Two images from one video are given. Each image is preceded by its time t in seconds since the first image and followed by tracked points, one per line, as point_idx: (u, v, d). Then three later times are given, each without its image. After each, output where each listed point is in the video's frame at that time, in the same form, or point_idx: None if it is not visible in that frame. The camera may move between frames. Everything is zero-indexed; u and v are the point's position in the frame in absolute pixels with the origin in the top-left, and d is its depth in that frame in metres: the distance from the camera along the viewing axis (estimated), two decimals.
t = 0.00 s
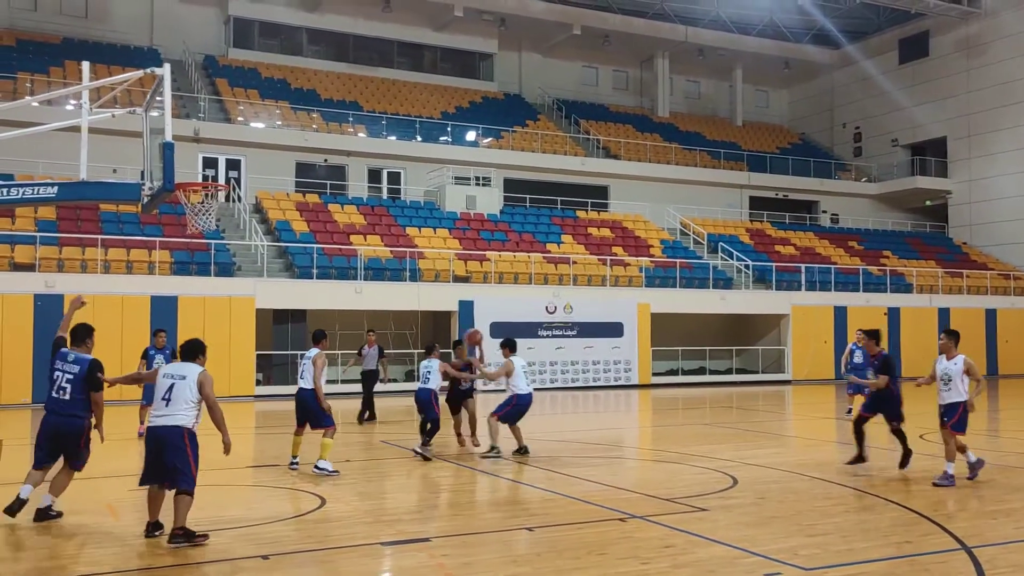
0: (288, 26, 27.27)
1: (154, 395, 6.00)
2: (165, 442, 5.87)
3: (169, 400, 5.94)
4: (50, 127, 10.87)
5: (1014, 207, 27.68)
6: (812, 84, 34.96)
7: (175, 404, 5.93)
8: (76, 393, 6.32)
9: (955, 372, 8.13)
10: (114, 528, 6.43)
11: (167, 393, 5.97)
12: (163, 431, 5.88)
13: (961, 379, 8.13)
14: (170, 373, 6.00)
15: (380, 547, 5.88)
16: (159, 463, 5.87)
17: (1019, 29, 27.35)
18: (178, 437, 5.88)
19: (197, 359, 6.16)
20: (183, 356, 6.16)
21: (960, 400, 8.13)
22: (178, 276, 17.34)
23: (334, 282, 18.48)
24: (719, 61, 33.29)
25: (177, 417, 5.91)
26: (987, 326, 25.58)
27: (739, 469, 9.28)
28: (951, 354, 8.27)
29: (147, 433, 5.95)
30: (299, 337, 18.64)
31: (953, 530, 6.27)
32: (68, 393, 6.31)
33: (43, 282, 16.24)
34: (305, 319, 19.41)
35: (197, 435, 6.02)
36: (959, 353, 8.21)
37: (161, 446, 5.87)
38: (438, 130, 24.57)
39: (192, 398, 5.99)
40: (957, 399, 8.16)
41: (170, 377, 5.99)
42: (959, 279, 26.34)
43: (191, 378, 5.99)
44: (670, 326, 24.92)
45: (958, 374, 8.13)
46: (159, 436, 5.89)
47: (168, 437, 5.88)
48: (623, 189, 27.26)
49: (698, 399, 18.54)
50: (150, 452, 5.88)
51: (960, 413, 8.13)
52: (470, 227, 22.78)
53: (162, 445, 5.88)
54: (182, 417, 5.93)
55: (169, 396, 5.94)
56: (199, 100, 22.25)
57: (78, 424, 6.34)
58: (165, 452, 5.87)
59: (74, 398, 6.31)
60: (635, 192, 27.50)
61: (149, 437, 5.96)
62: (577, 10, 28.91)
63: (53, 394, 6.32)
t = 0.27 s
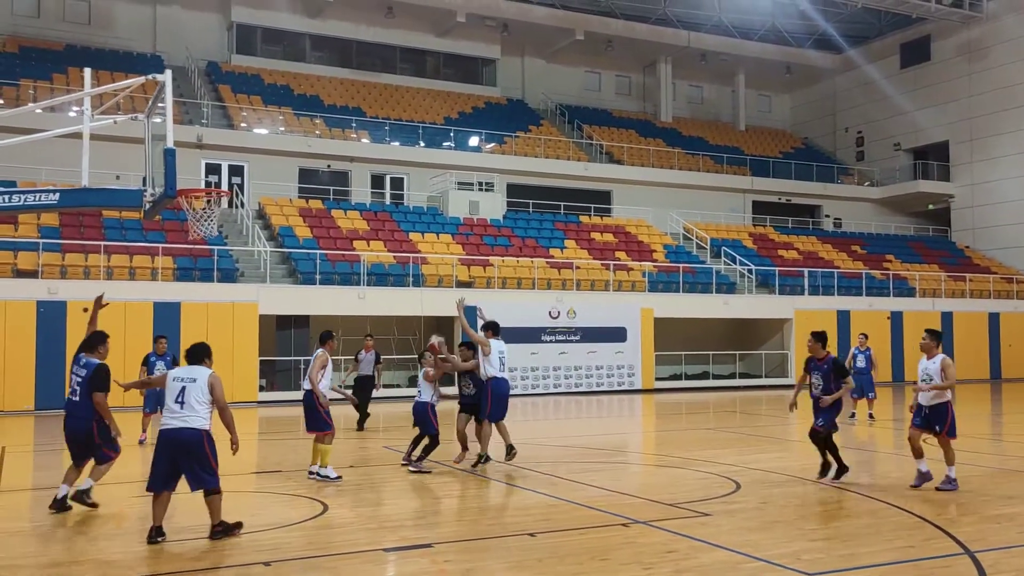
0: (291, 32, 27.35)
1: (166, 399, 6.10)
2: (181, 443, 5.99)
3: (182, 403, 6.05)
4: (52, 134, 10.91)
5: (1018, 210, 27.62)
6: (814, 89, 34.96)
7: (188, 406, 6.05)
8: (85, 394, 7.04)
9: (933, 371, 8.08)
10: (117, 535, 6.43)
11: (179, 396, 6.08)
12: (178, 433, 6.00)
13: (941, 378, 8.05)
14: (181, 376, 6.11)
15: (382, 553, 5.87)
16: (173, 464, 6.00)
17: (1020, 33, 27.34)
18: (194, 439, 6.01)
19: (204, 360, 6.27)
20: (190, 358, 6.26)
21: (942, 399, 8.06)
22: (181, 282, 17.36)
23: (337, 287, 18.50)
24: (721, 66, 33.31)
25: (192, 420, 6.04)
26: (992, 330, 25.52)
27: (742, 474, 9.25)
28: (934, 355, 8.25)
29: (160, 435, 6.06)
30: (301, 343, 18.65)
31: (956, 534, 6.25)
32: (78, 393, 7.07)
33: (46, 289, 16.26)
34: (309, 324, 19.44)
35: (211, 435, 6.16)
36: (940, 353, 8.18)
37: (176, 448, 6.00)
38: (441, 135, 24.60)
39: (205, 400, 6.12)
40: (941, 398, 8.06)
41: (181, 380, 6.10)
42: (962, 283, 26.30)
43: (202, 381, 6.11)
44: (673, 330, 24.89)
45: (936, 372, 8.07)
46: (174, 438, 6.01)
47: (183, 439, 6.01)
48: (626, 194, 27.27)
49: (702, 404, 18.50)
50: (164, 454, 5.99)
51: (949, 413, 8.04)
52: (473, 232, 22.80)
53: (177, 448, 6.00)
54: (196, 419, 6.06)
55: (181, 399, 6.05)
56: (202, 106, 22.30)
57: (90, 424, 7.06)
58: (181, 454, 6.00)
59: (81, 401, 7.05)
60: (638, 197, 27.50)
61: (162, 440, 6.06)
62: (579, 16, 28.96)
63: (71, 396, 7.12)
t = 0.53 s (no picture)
0: (293, 38, 27.43)
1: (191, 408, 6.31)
2: (208, 452, 6.22)
3: (207, 413, 6.26)
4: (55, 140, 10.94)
5: (1018, 214, 27.63)
6: (815, 93, 34.99)
7: (213, 416, 6.27)
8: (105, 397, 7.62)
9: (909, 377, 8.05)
10: (120, 540, 6.44)
11: (203, 406, 6.29)
12: (205, 442, 6.22)
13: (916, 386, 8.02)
14: (205, 387, 6.31)
15: (384, 558, 5.88)
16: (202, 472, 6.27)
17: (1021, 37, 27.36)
18: (221, 448, 6.24)
19: (225, 370, 6.47)
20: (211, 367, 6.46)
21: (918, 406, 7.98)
22: (183, 288, 17.39)
23: (338, 292, 18.52)
24: (722, 70, 33.37)
25: (217, 429, 6.26)
26: (993, 334, 25.50)
27: (743, 479, 9.25)
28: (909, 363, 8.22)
29: (186, 444, 6.28)
30: (302, 347, 18.66)
31: (957, 539, 6.24)
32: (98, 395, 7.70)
33: (48, 294, 16.30)
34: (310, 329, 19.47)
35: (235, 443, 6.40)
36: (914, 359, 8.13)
37: (203, 457, 6.22)
38: (442, 140, 24.64)
39: (229, 409, 6.33)
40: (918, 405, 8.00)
41: (205, 390, 6.32)
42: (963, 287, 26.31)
43: (226, 391, 6.32)
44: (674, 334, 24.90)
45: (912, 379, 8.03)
46: (200, 447, 6.24)
47: (210, 448, 6.23)
48: (627, 198, 27.29)
49: (703, 409, 18.49)
50: (192, 463, 6.25)
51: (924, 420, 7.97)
52: (474, 237, 22.82)
53: (204, 456, 6.23)
54: (221, 429, 6.27)
55: (207, 409, 6.26)
56: (203, 111, 22.35)
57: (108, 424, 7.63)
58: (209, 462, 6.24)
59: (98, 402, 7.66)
60: (638, 202, 27.52)
61: (189, 448, 6.28)
62: (580, 20, 29.03)
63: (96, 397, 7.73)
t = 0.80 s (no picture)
0: (295, 42, 27.48)
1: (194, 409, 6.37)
2: (206, 451, 6.24)
3: (208, 413, 6.30)
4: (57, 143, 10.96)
5: (1020, 218, 27.62)
6: (816, 97, 35.02)
7: (213, 416, 6.30)
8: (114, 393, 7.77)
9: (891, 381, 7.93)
10: (122, 543, 6.45)
11: (205, 406, 6.34)
12: (204, 442, 6.24)
13: (895, 389, 7.91)
14: (208, 388, 6.38)
15: (386, 561, 5.88)
16: (203, 471, 6.29)
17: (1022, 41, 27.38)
18: (219, 447, 6.25)
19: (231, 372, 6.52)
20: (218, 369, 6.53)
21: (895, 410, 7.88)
22: (185, 291, 17.40)
23: (339, 295, 18.53)
24: (723, 73, 33.40)
25: (216, 429, 6.27)
26: (994, 337, 25.47)
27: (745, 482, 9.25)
28: (889, 362, 8.08)
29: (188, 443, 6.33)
30: (303, 350, 18.65)
31: (959, 543, 6.23)
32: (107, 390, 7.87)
33: (50, 297, 16.32)
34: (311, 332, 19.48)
35: (236, 445, 6.39)
36: (896, 362, 7.99)
37: (202, 456, 6.24)
38: (443, 143, 24.65)
39: (230, 411, 6.36)
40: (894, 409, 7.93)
41: (208, 391, 6.36)
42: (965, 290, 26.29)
43: (228, 392, 6.36)
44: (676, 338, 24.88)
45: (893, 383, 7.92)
46: (200, 446, 6.25)
47: (209, 447, 6.25)
48: (628, 202, 27.30)
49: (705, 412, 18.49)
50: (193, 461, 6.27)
51: (898, 424, 7.88)
52: (475, 240, 22.83)
53: (203, 456, 6.25)
54: (221, 429, 6.29)
55: (207, 409, 6.31)
56: (205, 115, 22.39)
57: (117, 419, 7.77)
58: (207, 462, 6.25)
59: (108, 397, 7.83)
60: (639, 205, 27.52)
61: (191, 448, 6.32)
62: (581, 24, 29.07)
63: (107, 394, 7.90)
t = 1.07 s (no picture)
0: (295, 44, 27.50)
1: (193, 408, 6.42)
2: (200, 450, 6.26)
3: (203, 413, 6.32)
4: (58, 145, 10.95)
5: (1020, 221, 27.63)
6: (816, 100, 35.04)
7: (208, 415, 6.30)
8: (121, 388, 7.98)
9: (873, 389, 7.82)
10: (120, 545, 6.44)
11: (202, 406, 6.35)
12: (198, 440, 6.27)
13: (877, 398, 7.80)
14: (204, 387, 6.39)
15: (385, 564, 5.87)
16: (199, 470, 6.30)
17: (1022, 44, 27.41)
18: (212, 447, 6.25)
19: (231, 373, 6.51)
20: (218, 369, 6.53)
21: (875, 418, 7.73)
22: (184, 293, 17.40)
23: (339, 298, 18.52)
24: (723, 77, 33.42)
25: (210, 429, 6.28)
26: (994, 341, 25.47)
27: (745, 486, 9.24)
28: (873, 372, 8.00)
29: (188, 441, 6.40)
30: (303, 353, 18.64)
31: (959, 547, 6.23)
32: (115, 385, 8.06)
33: (50, 298, 16.32)
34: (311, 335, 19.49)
35: (232, 444, 6.36)
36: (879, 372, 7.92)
37: (197, 455, 6.26)
38: (443, 146, 24.62)
39: (225, 410, 6.34)
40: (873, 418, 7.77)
41: (204, 391, 6.37)
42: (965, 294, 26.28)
43: (222, 392, 6.34)
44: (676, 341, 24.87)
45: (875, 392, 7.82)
46: (196, 445, 6.28)
47: (203, 446, 6.27)
48: (628, 205, 27.30)
49: (705, 415, 18.49)
50: (190, 460, 6.31)
51: (876, 431, 7.68)
52: (475, 243, 22.83)
53: (198, 455, 6.27)
54: (215, 428, 6.29)
55: (202, 409, 6.32)
56: (206, 117, 22.40)
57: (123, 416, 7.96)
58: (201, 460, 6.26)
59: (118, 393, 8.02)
60: (639, 208, 27.52)
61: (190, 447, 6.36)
62: (582, 27, 29.10)
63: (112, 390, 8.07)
